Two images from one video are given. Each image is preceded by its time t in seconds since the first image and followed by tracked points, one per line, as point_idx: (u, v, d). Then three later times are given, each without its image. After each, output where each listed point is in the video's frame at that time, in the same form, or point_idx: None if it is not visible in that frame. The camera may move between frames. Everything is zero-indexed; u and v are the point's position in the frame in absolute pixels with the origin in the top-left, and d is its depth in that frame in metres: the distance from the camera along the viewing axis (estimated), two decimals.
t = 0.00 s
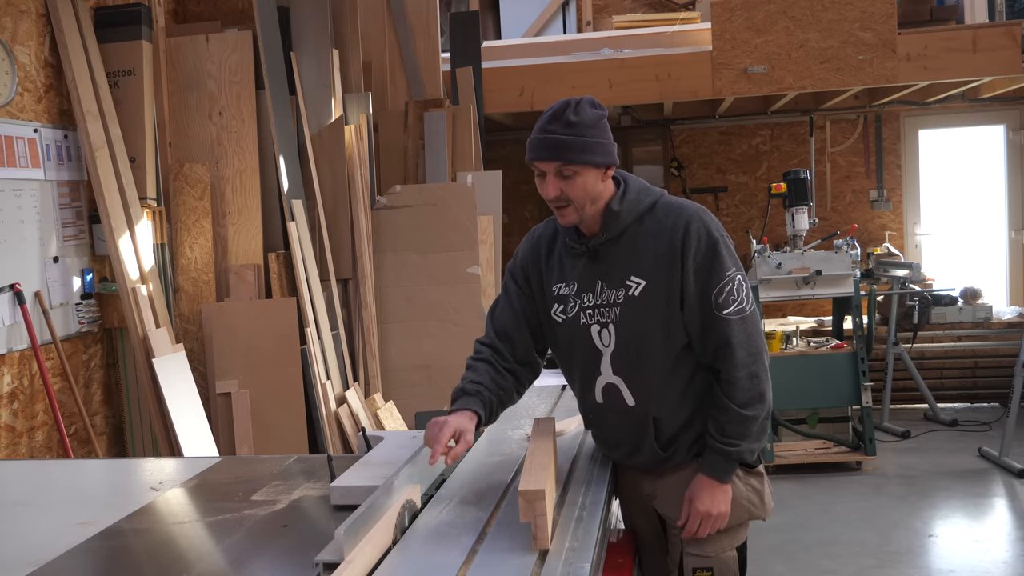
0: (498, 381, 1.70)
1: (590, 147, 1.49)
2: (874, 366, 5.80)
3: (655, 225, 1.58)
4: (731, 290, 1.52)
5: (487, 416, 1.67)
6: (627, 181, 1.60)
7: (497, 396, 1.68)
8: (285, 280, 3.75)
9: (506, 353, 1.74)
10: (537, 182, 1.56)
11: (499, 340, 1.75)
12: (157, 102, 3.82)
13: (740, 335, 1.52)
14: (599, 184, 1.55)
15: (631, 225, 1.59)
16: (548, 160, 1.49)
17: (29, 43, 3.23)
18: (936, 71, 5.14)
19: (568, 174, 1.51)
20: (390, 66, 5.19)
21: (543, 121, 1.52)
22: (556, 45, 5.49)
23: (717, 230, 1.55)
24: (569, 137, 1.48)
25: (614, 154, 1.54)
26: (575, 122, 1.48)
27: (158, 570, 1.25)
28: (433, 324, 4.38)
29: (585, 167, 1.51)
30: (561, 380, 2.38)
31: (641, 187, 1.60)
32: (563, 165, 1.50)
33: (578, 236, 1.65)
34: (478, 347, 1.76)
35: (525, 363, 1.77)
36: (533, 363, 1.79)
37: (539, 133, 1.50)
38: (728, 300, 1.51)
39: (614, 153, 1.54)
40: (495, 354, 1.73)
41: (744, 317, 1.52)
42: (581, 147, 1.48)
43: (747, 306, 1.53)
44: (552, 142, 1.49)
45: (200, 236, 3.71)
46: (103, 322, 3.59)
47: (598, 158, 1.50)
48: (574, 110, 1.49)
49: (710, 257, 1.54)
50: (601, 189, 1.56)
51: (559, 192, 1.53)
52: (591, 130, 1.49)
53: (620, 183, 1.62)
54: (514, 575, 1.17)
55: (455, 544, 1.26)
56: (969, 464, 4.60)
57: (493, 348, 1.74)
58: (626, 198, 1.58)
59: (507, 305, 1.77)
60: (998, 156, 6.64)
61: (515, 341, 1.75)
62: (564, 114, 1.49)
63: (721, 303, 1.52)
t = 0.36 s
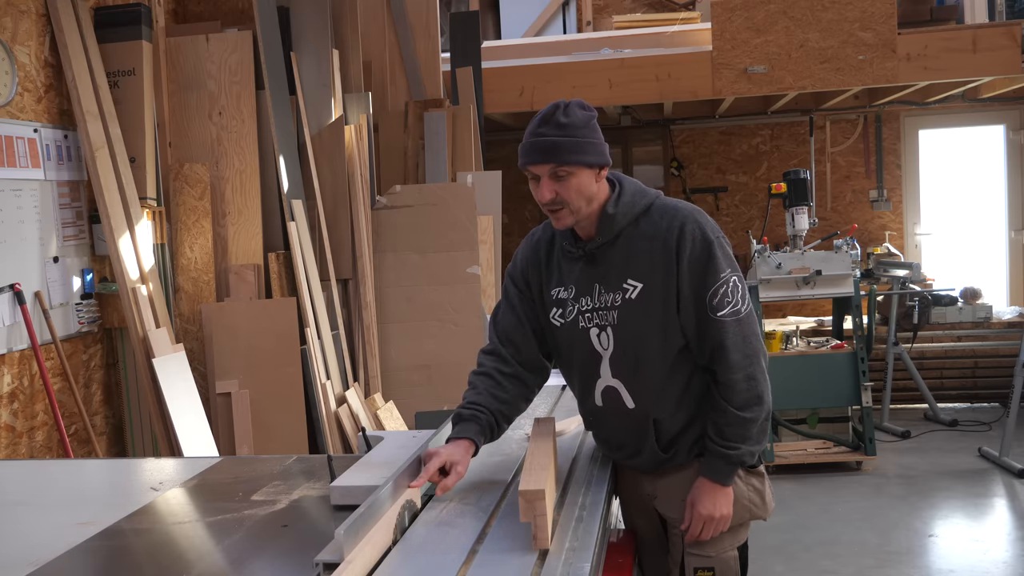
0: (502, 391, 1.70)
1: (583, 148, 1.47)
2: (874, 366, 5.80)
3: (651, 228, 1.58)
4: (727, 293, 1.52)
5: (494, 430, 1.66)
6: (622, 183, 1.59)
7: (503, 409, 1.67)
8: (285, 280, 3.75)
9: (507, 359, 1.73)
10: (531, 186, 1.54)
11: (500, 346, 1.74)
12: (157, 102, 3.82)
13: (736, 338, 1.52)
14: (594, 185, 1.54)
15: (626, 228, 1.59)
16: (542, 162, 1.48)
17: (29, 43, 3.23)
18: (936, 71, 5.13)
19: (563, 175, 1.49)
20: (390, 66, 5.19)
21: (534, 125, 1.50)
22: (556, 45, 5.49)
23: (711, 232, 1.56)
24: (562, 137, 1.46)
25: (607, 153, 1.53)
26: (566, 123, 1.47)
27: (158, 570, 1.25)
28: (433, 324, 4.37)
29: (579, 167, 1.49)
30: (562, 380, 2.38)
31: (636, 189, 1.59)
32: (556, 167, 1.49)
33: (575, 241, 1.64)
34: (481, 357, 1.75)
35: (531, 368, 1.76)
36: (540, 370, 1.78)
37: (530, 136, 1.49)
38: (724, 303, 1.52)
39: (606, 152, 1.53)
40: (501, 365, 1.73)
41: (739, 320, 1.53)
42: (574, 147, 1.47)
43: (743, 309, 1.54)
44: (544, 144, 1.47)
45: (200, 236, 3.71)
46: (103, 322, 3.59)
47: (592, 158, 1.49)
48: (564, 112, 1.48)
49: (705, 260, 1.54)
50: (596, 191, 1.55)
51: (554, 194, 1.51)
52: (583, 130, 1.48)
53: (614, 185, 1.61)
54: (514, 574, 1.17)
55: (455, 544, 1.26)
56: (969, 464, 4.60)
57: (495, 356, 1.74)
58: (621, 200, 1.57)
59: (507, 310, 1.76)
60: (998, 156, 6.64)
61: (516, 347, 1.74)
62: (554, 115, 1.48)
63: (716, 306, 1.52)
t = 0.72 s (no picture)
0: (506, 390, 1.70)
1: (576, 137, 1.51)
2: (874, 367, 5.80)
3: (637, 233, 1.56)
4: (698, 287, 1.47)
5: (500, 427, 1.65)
6: (611, 183, 1.59)
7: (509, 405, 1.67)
8: (285, 280, 3.75)
9: (510, 358, 1.74)
10: (525, 180, 1.56)
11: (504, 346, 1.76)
12: (157, 102, 3.82)
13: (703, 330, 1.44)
14: (587, 178, 1.56)
15: (612, 234, 1.58)
16: (536, 151, 1.51)
17: (29, 43, 3.23)
18: (936, 71, 5.13)
19: (559, 164, 1.52)
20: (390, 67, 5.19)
21: (527, 120, 1.54)
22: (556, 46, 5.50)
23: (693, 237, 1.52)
24: (556, 126, 1.50)
25: (598, 146, 1.57)
26: (560, 114, 1.51)
27: (159, 570, 1.25)
28: (433, 324, 4.37)
29: (574, 156, 1.52)
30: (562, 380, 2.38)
31: (623, 192, 1.58)
32: (551, 156, 1.51)
33: (566, 245, 1.65)
34: (487, 359, 1.77)
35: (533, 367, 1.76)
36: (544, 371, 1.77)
37: (524, 128, 1.52)
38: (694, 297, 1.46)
39: (598, 144, 1.57)
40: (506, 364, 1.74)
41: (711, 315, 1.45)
42: (568, 136, 1.50)
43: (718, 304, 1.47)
44: (538, 134, 1.51)
45: (200, 236, 3.71)
46: (103, 322, 3.59)
47: (585, 147, 1.53)
48: (557, 104, 1.52)
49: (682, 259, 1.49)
50: (590, 184, 1.57)
51: (550, 185, 1.54)
52: (577, 119, 1.51)
53: (604, 185, 1.62)
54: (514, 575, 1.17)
55: (455, 544, 1.26)
56: (969, 464, 4.60)
57: (499, 356, 1.75)
58: (607, 204, 1.57)
59: (509, 312, 1.78)
60: (998, 156, 6.64)
61: (518, 348, 1.75)
62: (546, 107, 1.52)
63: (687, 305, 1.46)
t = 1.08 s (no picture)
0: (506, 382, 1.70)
1: (525, 188, 1.33)
2: (874, 367, 5.80)
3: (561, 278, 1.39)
4: (562, 330, 1.21)
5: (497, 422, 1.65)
6: (569, 218, 1.42)
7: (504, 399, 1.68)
8: (285, 280, 3.75)
9: (507, 358, 1.74)
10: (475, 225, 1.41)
11: (502, 344, 1.76)
12: (157, 102, 3.82)
13: (544, 378, 1.16)
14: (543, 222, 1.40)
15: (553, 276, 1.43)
16: (482, 204, 1.34)
17: (29, 43, 3.23)
18: (936, 71, 5.13)
19: (507, 216, 1.36)
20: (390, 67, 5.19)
21: (474, 161, 1.36)
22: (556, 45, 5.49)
23: (590, 281, 1.28)
24: (503, 178, 1.32)
25: (557, 185, 1.38)
26: (506, 160, 1.32)
27: (158, 570, 1.25)
28: (433, 324, 4.37)
29: (523, 207, 1.35)
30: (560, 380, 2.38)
31: (569, 237, 1.38)
32: (499, 208, 1.35)
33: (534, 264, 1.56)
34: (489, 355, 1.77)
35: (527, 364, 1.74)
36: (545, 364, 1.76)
37: (470, 175, 1.35)
38: (550, 340, 1.21)
39: (557, 183, 1.38)
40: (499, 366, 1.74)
41: (562, 362, 1.17)
42: (516, 188, 1.33)
43: (582, 352, 1.18)
44: (484, 186, 1.33)
45: (200, 236, 3.71)
46: (103, 322, 3.59)
47: (537, 196, 1.35)
48: (505, 146, 1.34)
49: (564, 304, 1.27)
50: (547, 226, 1.40)
51: (500, 236, 1.39)
52: (527, 166, 1.33)
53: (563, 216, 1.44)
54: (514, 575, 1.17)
55: (455, 545, 1.27)
56: (969, 464, 4.60)
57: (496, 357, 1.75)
58: (550, 249, 1.41)
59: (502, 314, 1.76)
60: (998, 156, 6.64)
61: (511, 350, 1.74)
62: (492, 152, 1.33)
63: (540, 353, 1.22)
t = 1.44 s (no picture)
0: (498, 387, 1.71)
1: (480, 215, 1.32)
2: (874, 367, 5.80)
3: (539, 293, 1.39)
4: (540, 347, 1.22)
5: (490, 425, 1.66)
6: (538, 234, 1.41)
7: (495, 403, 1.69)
8: (285, 280, 3.75)
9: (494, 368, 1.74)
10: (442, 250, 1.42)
11: (488, 354, 1.77)
12: (157, 102, 3.82)
13: (524, 397, 1.17)
14: (509, 242, 1.40)
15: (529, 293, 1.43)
16: (442, 235, 1.35)
17: (29, 43, 3.23)
18: (936, 71, 5.13)
19: (468, 242, 1.37)
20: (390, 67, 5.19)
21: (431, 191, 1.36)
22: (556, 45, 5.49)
23: (565, 295, 1.28)
24: (457, 206, 1.32)
25: (518, 205, 1.36)
26: (458, 188, 1.32)
27: (158, 570, 1.25)
28: (433, 324, 4.37)
29: (484, 232, 1.35)
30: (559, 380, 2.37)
31: (538, 251, 1.38)
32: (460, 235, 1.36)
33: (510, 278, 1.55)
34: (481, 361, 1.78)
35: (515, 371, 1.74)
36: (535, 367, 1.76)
37: (430, 208, 1.35)
38: (529, 358, 1.21)
39: (518, 202, 1.36)
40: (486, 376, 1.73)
41: (542, 381, 1.18)
42: (470, 215, 1.32)
43: (562, 368, 1.18)
44: (440, 218, 1.34)
45: (200, 236, 3.71)
46: (103, 322, 3.59)
47: (495, 220, 1.34)
48: (457, 173, 1.33)
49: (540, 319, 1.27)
50: (514, 244, 1.40)
51: (466, 261, 1.40)
52: (479, 192, 1.32)
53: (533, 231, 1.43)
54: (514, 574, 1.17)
55: (455, 545, 1.26)
56: (969, 464, 4.60)
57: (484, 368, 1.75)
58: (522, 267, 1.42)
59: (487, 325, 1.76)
60: (998, 156, 6.64)
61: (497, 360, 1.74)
62: (446, 181, 1.33)
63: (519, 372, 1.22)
